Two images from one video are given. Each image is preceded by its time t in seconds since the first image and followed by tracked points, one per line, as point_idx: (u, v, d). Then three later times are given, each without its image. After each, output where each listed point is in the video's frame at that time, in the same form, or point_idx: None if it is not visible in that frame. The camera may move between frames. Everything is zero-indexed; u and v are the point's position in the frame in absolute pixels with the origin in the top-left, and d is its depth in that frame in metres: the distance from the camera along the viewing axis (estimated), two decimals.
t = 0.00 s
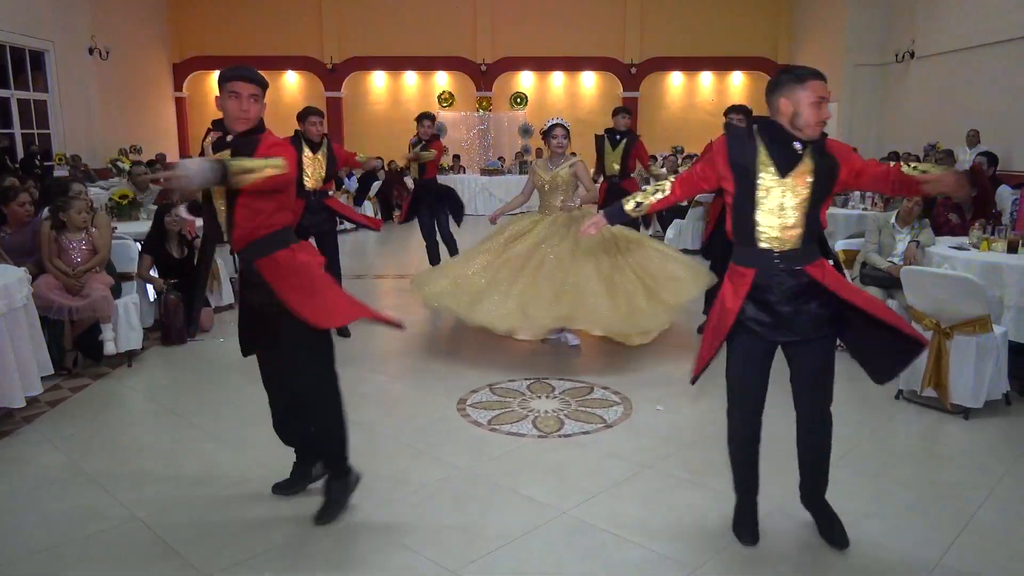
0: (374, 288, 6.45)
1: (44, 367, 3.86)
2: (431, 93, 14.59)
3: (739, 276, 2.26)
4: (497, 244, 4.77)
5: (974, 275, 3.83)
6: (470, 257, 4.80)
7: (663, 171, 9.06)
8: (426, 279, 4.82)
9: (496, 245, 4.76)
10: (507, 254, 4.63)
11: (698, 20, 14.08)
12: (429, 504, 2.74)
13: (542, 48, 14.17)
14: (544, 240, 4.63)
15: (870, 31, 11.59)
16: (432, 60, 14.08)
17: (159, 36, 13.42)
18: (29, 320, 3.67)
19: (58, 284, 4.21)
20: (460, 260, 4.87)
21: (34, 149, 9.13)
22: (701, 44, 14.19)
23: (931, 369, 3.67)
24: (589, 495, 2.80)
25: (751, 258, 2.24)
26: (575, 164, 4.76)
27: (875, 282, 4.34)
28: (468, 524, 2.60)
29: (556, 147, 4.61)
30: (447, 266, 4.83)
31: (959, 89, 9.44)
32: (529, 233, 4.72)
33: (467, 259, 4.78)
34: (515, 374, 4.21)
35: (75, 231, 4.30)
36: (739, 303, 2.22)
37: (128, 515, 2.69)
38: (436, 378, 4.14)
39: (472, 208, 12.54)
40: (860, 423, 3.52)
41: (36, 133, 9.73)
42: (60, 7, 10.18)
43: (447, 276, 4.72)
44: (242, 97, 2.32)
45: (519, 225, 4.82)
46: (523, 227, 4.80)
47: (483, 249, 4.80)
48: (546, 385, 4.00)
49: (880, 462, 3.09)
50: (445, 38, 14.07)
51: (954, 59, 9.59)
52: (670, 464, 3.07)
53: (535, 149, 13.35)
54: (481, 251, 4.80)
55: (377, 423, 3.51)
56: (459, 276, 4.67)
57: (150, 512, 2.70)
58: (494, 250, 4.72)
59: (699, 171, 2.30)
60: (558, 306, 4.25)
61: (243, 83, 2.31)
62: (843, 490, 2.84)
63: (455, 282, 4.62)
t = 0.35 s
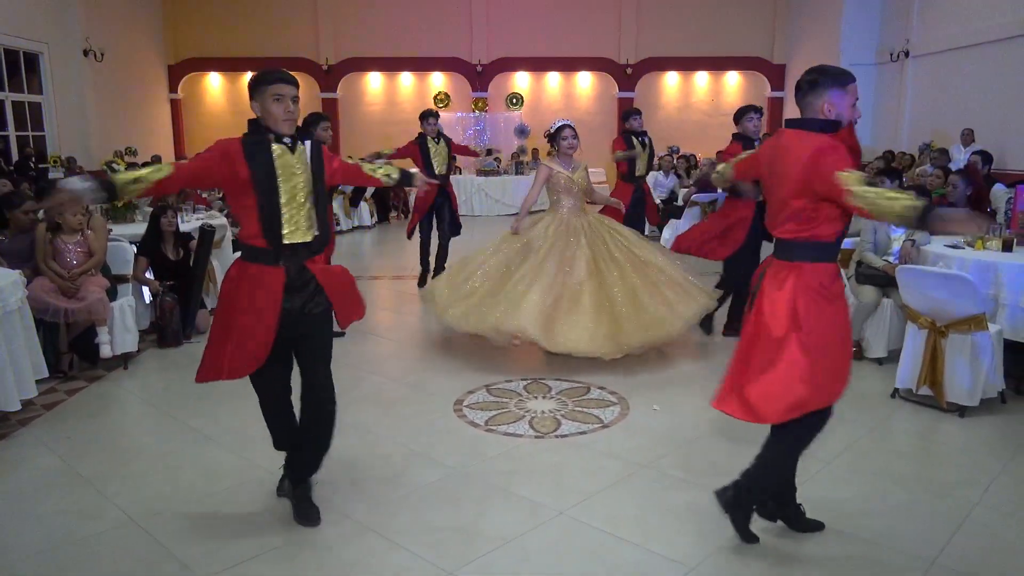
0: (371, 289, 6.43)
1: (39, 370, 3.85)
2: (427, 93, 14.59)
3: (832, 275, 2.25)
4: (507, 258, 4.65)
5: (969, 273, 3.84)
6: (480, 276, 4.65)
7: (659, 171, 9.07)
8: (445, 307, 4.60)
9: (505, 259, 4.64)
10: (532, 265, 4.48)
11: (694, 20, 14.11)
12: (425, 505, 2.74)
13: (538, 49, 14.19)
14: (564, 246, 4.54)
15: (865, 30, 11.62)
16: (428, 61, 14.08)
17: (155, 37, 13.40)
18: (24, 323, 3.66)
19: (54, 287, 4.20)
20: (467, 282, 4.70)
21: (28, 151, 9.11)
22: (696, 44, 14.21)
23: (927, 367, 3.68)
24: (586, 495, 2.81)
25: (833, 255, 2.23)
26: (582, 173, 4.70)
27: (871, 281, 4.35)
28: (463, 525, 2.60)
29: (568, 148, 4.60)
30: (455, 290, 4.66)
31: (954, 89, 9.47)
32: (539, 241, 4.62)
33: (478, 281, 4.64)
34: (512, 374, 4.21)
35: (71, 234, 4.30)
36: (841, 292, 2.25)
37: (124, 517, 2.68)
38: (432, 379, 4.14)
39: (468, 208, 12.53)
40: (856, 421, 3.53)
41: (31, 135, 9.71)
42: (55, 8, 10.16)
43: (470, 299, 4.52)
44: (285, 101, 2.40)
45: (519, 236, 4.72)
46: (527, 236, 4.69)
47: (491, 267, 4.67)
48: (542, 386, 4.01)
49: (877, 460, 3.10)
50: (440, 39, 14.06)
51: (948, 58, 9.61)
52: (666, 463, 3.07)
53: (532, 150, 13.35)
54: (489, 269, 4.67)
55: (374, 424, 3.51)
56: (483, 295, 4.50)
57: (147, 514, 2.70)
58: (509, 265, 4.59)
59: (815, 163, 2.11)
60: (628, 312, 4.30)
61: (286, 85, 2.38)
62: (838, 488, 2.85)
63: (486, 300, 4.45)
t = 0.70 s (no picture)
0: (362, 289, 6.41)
1: (30, 371, 3.83)
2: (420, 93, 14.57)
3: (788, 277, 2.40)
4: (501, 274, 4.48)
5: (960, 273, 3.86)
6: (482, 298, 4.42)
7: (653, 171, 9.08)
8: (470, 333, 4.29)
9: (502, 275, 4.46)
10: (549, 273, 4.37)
11: (686, 20, 14.13)
12: (419, 505, 2.74)
13: (531, 48, 14.19)
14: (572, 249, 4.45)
15: (857, 31, 11.67)
16: (420, 61, 14.06)
17: (146, 36, 13.33)
18: (14, 323, 3.64)
19: (46, 287, 4.19)
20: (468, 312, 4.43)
21: (19, 151, 9.06)
22: (689, 44, 14.24)
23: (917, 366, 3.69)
24: (579, 495, 2.81)
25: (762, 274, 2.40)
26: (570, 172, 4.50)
27: (862, 279, 4.37)
28: (456, 525, 2.60)
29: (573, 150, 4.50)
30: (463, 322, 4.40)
31: (945, 89, 9.51)
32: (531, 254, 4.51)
33: (482, 305, 4.39)
34: (505, 374, 4.21)
35: (62, 234, 4.27)
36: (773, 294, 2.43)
37: (116, 518, 2.67)
38: (425, 379, 4.13)
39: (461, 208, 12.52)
40: (847, 420, 3.54)
41: (21, 134, 9.65)
42: (45, 7, 10.10)
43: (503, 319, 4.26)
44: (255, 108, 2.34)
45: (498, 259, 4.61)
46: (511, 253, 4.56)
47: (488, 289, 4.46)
48: (536, 385, 4.01)
49: (869, 459, 3.12)
50: (433, 38, 14.04)
51: (939, 59, 9.66)
52: (659, 462, 3.08)
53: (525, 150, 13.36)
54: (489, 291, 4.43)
55: (367, 424, 3.50)
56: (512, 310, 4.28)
57: (139, 515, 2.69)
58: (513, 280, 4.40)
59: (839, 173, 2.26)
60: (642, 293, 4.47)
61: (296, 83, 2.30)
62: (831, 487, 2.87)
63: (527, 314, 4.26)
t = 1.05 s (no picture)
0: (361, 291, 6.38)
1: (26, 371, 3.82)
2: (417, 93, 14.56)
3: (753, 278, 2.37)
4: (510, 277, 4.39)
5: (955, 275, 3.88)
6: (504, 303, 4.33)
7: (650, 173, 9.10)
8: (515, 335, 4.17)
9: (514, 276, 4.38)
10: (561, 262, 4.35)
11: (683, 22, 14.16)
12: (415, 505, 2.74)
13: (528, 50, 14.20)
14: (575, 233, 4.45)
15: (853, 33, 11.71)
16: (418, 62, 14.06)
17: (143, 35, 13.30)
18: (9, 323, 3.63)
19: (40, 287, 4.17)
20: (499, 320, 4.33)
21: (14, 151, 9.03)
22: (686, 46, 14.27)
23: (913, 367, 3.70)
24: (575, 496, 2.81)
25: (770, 263, 2.32)
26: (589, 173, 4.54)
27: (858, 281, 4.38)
28: (452, 526, 2.60)
29: (585, 150, 4.56)
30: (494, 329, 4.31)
31: (940, 91, 9.55)
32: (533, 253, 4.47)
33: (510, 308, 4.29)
34: (502, 375, 4.20)
35: (57, 234, 4.28)
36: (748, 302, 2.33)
37: (112, 519, 2.67)
38: (422, 380, 4.13)
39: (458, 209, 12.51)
40: (843, 421, 3.54)
41: (17, 134, 9.62)
42: (42, 6, 10.07)
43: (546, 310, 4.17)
44: (304, 102, 2.30)
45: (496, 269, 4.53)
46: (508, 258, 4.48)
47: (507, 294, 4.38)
48: (532, 386, 4.01)
49: (865, 460, 3.12)
50: (431, 39, 14.05)
51: (935, 61, 9.70)
52: (656, 463, 3.08)
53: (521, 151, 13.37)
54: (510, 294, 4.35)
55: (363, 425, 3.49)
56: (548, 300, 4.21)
57: (134, 516, 2.68)
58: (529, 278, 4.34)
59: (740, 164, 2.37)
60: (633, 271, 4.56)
61: (311, 88, 2.30)
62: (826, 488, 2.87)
63: (564, 301, 4.21)
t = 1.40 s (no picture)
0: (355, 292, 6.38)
1: (18, 375, 3.80)
2: (411, 95, 14.56)
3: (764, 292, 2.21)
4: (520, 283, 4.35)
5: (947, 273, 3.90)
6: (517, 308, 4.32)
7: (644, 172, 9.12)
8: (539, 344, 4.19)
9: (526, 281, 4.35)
10: (571, 265, 4.32)
11: (676, 22, 14.19)
12: (410, 507, 2.73)
13: (521, 50, 14.21)
14: (581, 234, 4.43)
15: (845, 33, 11.76)
16: (411, 63, 14.05)
17: (135, 37, 13.27)
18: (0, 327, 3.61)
19: (32, 291, 4.16)
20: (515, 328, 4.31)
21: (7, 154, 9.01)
22: (679, 46, 14.31)
23: (906, 365, 3.71)
24: (570, 496, 2.81)
25: (780, 274, 2.21)
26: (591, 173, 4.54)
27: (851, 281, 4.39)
28: (447, 527, 2.60)
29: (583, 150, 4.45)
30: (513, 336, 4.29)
31: (932, 90, 9.61)
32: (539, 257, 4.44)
33: (523, 314, 4.29)
34: (495, 376, 4.20)
35: (48, 237, 4.24)
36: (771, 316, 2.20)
37: (105, 523, 2.65)
38: (416, 381, 4.12)
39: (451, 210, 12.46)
40: (838, 420, 3.55)
41: (8, 137, 9.59)
42: (32, 8, 10.03)
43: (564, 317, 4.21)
44: (321, 113, 2.32)
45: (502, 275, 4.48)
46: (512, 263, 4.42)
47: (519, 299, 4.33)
48: (527, 387, 4.01)
49: (857, 458, 3.14)
50: (424, 40, 14.05)
51: (926, 60, 9.75)
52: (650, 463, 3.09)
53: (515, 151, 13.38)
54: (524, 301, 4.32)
55: (357, 427, 3.49)
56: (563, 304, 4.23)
57: (127, 520, 2.67)
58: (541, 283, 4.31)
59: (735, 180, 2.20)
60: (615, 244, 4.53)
61: (316, 97, 2.29)
62: (819, 486, 2.87)
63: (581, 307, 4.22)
